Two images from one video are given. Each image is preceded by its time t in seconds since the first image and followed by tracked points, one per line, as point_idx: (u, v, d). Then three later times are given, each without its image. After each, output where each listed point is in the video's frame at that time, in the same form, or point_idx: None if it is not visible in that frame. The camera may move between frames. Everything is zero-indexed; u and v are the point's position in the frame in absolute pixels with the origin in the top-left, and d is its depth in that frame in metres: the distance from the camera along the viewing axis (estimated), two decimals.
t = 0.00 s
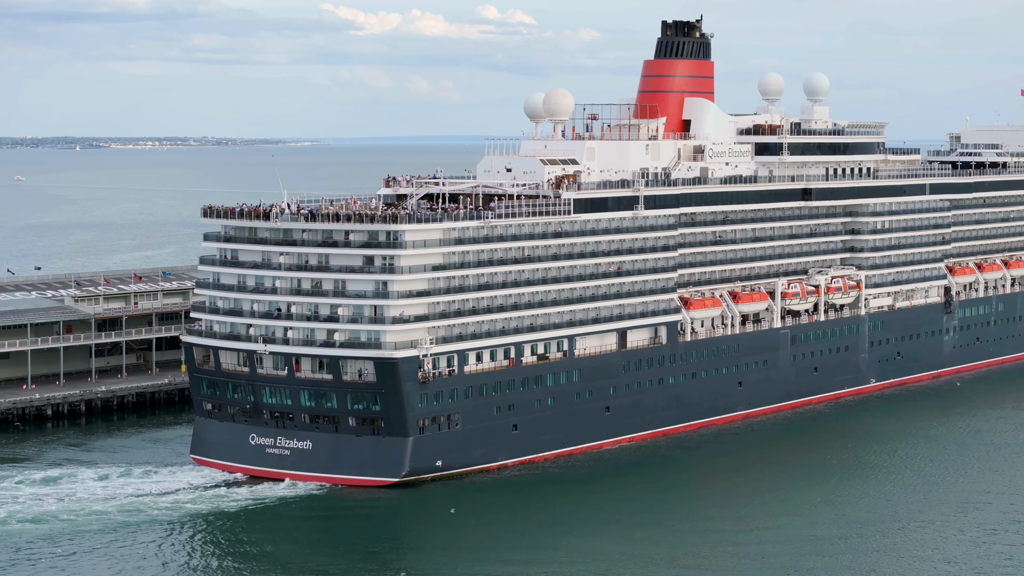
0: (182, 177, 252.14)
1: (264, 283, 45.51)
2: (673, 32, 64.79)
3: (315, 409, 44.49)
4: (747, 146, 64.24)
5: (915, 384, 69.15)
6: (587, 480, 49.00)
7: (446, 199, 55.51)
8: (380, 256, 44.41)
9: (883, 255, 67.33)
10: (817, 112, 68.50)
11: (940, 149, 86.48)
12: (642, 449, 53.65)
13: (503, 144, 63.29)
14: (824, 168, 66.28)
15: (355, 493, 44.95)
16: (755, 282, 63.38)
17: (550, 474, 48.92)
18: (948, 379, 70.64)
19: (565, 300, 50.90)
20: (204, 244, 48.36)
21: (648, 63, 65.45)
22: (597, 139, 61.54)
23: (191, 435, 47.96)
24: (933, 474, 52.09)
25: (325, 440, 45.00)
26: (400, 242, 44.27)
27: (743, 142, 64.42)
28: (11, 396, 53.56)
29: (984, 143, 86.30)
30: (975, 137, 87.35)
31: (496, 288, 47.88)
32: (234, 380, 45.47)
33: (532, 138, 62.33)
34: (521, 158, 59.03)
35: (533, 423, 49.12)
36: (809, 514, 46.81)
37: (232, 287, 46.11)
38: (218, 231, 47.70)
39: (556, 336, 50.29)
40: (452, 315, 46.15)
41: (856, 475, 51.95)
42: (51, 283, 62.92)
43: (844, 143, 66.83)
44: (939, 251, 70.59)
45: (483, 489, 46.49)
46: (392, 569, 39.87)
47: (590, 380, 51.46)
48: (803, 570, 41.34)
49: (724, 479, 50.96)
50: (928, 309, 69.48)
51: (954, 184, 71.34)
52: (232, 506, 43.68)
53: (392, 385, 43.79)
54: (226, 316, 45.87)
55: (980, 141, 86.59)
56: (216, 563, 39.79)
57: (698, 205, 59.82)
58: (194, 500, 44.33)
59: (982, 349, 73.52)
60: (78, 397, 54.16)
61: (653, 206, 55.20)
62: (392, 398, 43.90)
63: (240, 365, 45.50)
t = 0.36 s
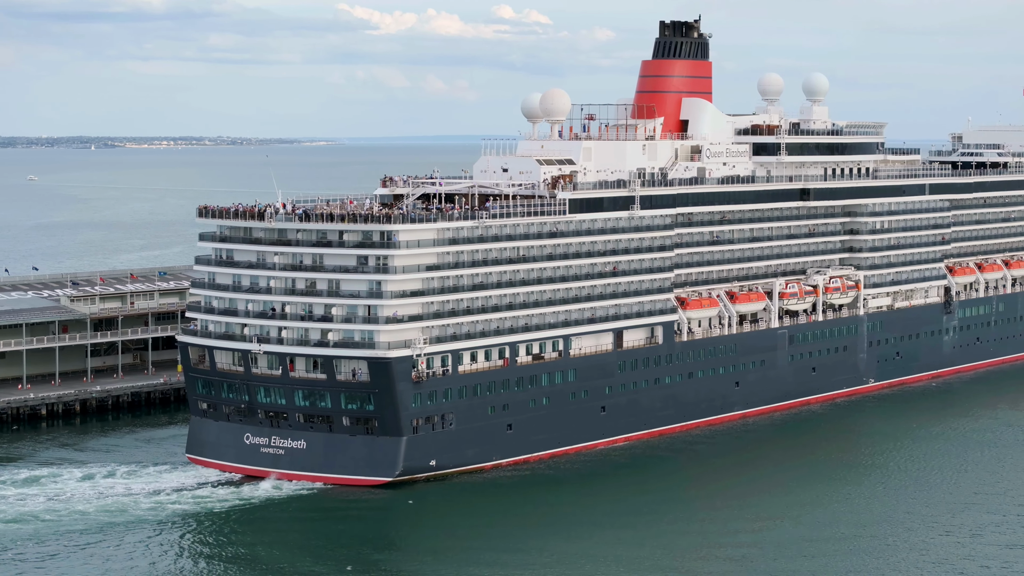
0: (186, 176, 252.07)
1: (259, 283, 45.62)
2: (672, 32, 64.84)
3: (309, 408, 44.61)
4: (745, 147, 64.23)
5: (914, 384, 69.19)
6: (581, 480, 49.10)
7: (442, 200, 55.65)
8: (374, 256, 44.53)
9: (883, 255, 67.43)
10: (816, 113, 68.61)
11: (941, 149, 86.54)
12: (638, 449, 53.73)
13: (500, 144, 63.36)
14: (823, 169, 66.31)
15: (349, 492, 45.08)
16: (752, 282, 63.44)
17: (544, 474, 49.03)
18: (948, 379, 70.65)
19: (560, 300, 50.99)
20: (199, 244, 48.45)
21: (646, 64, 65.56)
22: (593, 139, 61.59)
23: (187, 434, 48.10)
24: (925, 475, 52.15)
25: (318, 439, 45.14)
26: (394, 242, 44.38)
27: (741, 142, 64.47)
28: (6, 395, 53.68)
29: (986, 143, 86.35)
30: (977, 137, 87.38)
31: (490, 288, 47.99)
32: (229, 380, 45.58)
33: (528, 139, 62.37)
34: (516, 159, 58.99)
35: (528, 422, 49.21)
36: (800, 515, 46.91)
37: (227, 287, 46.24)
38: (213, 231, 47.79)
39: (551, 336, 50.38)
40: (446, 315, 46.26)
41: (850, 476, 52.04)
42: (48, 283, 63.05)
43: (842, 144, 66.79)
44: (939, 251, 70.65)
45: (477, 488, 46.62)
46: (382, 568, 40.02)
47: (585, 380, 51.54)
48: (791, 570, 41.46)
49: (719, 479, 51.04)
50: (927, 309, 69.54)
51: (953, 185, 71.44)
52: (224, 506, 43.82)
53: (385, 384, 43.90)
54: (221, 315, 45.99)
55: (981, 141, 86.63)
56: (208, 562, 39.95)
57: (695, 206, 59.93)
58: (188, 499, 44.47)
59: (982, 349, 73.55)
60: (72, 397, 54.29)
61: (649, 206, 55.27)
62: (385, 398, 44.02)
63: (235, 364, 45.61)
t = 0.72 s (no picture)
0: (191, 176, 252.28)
1: (254, 283, 45.73)
2: (671, 33, 64.97)
3: (304, 408, 44.73)
4: (743, 147, 64.11)
5: (914, 385, 69.22)
6: (577, 480, 49.19)
7: (439, 200, 55.79)
8: (368, 257, 44.65)
9: (882, 256, 67.51)
10: (816, 113, 68.65)
11: (945, 150, 86.56)
12: (634, 449, 53.81)
13: (497, 145, 63.49)
14: (821, 169, 66.31)
15: (343, 492, 45.21)
16: (750, 283, 63.46)
17: (539, 474, 49.11)
18: (948, 380, 70.63)
19: (556, 300, 51.06)
20: (196, 244, 48.58)
21: (645, 65, 65.68)
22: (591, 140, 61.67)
23: (183, 434, 48.23)
24: (919, 477, 52.18)
25: (313, 440, 45.26)
26: (388, 242, 44.50)
27: (739, 142, 64.52)
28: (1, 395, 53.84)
29: (989, 143, 86.31)
30: (979, 137, 87.35)
31: (486, 288, 48.07)
32: (225, 380, 45.71)
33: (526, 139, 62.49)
34: (513, 159, 59.07)
35: (523, 423, 49.28)
36: (792, 515, 46.98)
37: (223, 287, 46.36)
38: (209, 231, 47.90)
39: (547, 337, 50.46)
40: (441, 315, 46.36)
41: (844, 477, 52.10)
42: (45, 283, 63.21)
43: (841, 144, 66.82)
44: (940, 251, 70.69)
45: (472, 488, 46.72)
46: (374, 568, 40.14)
47: (582, 380, 51.62)
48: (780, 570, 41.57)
49: (714, 479, 51.11)
50: (927, 309, 69.55)
51: (953, 185, 71.46)
52: (218, 507, 43.94)
53: (380, 384, 44.00)
54: (216, 315, 46.11)
55: (985, 142, 86.59)
56: (201, 562, 40.08)
57: (693, 207, 60.05)
58: (182, 499, 44.62)
59: (984, 350, 73.57)
60: (68, 397, 54.43)
61: (646, 206, 55.36)
62: (379, 398, 44.12)
63: (230, 365, 45.72)
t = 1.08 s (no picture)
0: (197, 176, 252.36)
1: (250, 283, 45.87)
2: (670, 34, 65.07)
3: (300, 408, 44.86)
4: (742, 148, 64.17)
5: (914, 385, 69.22)
6: (572, 480, 49.27)
7: (436, 200, 55.91)
8: (363, 257, 44.77)
9: (882, 256, 67.56)
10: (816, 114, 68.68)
11: (948, 150, 86.51)
12: (630, 449, 53.88)
13: (495, 145, 63.58)
14: (821, 169, 66.30)
15: (339, 492, 45.31)
16: (749, 283, 63.53)
17: (535, 474, 49.20)
18: (948, 381, 70.64)
19: (553, 300, 51.14)
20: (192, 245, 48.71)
21: (644, 65, 65.76)
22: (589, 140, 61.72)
23: (180, 434, 48.38)
24: (915, 477, 52.24)
25: (309, 439, 45.39)
26: (383, 243, 44.63)
27: (738, 143, 64.54)
28: None
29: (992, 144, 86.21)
30: (983, 137, 87.28)
31: (482, 288, 48.16)
32: (221, 380, 45.84)
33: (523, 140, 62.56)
34: (511, 159, 59.18)
35: (519, 423, 49.36)
36: (786, 516, 47.05)
37: (219, 287, 46.48)
38: (206, 232, 48.03)
39: (544, 337, 50.53)
40: (437, 315, 46.46)
41: (839, 477, 52.16)
42: (43, 283, 63.38)
43: (841, 145, 66.83)
44: (941, 252, 70.71)
45: (467, 488, 46.81)
46: (367, 567, 40.27)
47: (578, 380, 51.69)
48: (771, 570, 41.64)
49: (710, 479, 51.18)
50: (928, 310, 69.57)
51: (954, 186, 71.47)
52: (212, 506, 44.04)
53: (374, 384, 44.11)
54: (213, 316, 46.26)
55: (988, 142, 86.50)
56: (195, 561, 40.20)
57: (691, 207, 60.10)
58: (177, 499, 44.75)
59: (985, 350, 73.55)
60: (64, 397, 54.58)
61: (644, 207, 55.44)
62: (374, 398, 44.23)
63: (227, 364, 45.85)
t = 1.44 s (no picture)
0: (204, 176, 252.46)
1: (247, 283, 45.99)
2: (669, 34, 65.14)
3: (295, 408, 44.97)
4: (742, 148, 64.20)
5: (914, 386, 69.20)
6: (568, 480, 49.32)
7: (434, 201, 56.02)
8: (359, 257, 44.89)
9: (883, 257, 67.58)
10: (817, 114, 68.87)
11: (952, 150, 86.45)
12: (627, 449, 53.94)
13: (494, 145, 63.65)
14: (821, 170, 66.25)
15: (334, 492, 45.41)
16: (749, 283, 63.58)
17: (531, 474, 49.26)
18: (950, 381, 70.61)
19: (549, 300, 51.20)
20: (190, 245, 48.83)
21: (644, 65, 65.84)
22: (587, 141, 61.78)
23: (177, 433, 48.54)
24: (910, 478, 52.28)
25: (304, 439, 45.52)
26: (379, 243, 44.73)
27: (738, 143, 64.56)
28: None
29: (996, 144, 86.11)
30: (987, 138, 87.20)
31: (478, 288, 48.25)
32: (217, 380, 45.96)
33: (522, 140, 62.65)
34: (509, 160, 59.28)
35: (516, 422, 49.43)
36: (780, 516, 47.12)
37: (216, 287, 46.61)
38: (203, 232, 48.15)
39: (541, 337, 50.60)
40: (432, 316, 46.56)
41: (835, 478, 52.16)
42: (42, 283, 63.51)
43: (842, 145, 66.82)
44: (943, 252, 70.73)
45: (462, 488, 46.89)
46: (361, 567, 40.39)
47: (575, 380, 51.76)
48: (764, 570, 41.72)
49: (705, 479, 51.27)
50: (928, 310, 69.54)
51: (955, 186, 71.47)
52: (207, 506, 44.18)
53: (369, 384, 44.20)
54: (210, 315, 46.40)
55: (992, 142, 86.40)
56: (188, 561, 40.34)
57: (689, 207, 60.13)
58: (172, 498, 44.88)
59: (987, 351, 73.52)
60: (61, 397, 54.70)
61: (641, 207, 55.53)
62: (369, 398, 44.32)
63: (223, 364, 45.98)
